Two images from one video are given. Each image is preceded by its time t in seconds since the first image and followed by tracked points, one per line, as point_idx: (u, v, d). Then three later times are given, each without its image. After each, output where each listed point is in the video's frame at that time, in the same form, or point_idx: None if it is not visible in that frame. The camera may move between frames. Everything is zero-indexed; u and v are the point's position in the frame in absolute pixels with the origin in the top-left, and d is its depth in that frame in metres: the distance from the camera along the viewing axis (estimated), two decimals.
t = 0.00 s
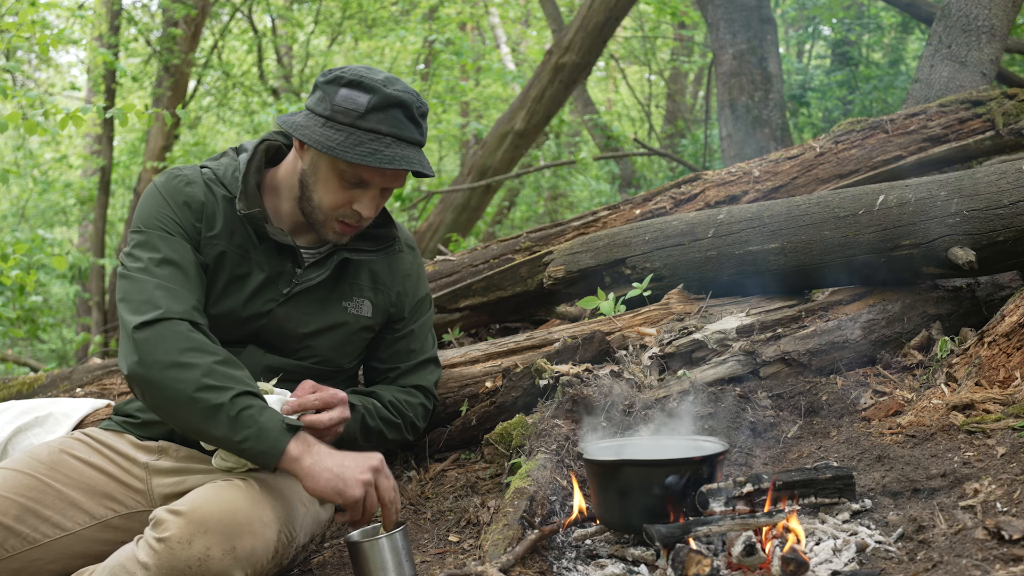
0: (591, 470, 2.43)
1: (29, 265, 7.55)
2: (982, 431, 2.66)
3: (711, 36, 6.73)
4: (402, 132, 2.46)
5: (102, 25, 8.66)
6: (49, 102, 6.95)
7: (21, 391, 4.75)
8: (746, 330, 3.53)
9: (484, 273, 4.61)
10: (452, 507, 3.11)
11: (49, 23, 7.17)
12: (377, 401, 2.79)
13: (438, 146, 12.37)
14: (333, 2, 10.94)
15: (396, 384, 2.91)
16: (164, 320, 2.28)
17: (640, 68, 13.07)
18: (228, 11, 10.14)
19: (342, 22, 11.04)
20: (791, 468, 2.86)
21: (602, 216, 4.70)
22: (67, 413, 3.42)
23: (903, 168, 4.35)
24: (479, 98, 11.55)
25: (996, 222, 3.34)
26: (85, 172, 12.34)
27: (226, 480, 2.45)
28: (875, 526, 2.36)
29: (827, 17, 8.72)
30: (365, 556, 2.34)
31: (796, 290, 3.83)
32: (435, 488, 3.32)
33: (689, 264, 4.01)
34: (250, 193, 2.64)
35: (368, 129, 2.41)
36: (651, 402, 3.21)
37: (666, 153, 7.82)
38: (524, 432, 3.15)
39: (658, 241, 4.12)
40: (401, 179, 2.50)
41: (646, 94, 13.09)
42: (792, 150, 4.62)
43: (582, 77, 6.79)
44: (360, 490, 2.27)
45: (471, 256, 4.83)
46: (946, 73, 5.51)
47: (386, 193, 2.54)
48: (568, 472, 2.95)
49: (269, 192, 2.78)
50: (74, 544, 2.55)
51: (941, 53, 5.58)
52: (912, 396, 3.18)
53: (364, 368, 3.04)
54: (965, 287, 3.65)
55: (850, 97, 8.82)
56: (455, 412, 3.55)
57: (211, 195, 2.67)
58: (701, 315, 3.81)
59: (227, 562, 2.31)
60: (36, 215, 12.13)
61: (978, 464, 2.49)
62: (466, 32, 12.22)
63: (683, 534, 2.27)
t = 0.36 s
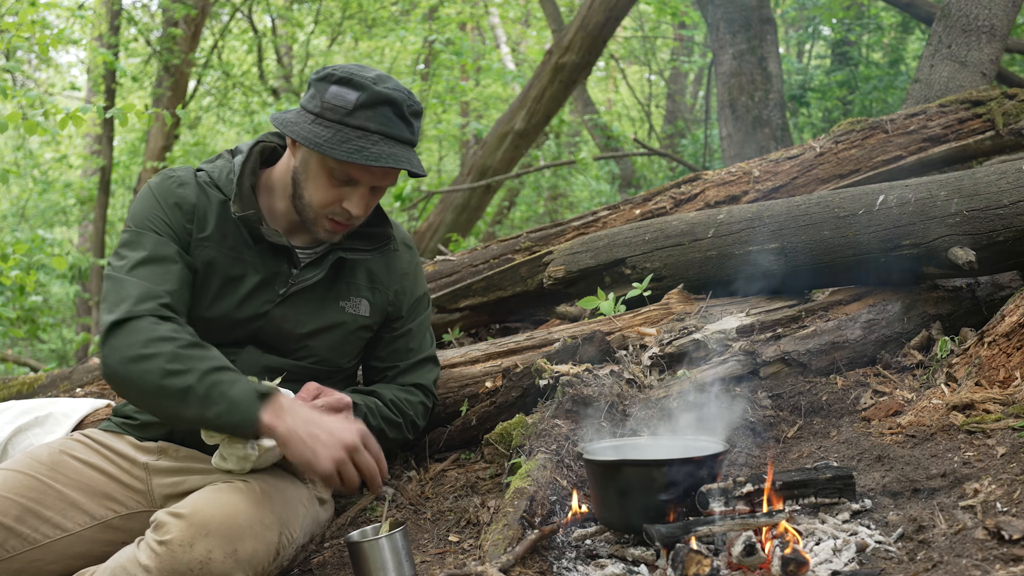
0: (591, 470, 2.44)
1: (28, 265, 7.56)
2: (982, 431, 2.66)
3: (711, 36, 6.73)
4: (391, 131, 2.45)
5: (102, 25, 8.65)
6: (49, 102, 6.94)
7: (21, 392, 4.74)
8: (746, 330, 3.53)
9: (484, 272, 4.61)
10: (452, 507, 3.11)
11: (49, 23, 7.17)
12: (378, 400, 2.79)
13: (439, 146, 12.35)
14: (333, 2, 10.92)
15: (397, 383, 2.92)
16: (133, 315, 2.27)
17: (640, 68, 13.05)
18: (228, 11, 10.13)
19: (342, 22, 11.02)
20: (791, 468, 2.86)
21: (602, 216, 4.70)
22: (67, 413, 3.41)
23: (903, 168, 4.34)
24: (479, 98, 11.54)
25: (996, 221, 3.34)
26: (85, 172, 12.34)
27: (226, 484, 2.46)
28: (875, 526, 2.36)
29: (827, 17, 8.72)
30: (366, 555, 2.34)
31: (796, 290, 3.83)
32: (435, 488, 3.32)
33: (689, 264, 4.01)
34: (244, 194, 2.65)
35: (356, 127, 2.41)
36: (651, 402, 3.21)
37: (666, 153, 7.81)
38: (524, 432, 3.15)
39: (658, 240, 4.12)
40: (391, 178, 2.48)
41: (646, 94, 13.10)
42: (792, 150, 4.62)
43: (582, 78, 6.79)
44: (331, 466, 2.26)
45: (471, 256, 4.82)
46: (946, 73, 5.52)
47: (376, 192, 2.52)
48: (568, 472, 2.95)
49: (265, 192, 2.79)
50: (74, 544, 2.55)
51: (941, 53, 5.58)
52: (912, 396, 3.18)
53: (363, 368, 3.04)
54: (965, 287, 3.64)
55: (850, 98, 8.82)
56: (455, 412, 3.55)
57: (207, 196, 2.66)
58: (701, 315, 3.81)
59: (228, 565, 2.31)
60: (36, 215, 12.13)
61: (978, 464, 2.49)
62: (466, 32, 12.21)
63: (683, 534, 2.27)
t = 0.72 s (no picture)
0: (590, 470, 2.44)
1: (29, 265, 7.56)
2: (982, 431, 2.66)
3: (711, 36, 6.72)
4: (353, 126, 2.44)
5: (102, 24, 8.65)
6: (49, 102, 6.94)
7: (21, 391, 4.75)
8: (747, 331, 3.52)
9: (484, 272, 4.61)
10: (453, 507, 3.11)
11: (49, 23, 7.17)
12: (381, 396, 2.79)
13: (439, 145, 12.34)
14: (333, 2, 10.90)
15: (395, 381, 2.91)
16: (41, 285, 2.42)
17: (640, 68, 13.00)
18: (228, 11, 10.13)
19: (342, 22, 11.00)
20: (791, 468, 2.86)
21: (601, 216, 4.71)
22: (67, 413, 3.41)
23: (904, 168, 4.34)
24: (479, 98, 11.51)
25: (996, 222, 3.34)
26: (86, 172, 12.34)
27: (225, 483, 2.47)
28: (875, 526, 2.36)
29: (828, 17, 8.70)
30: (366, 555, 2.34)
31: (795, 290, 3.83)
32: (435, 488, 3.32)
33: (689, 264, 4.01)
34: (218, 192, 2.68)
35: (316, 120, 2.42)
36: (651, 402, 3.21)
37: (666, 153, 7.80)
38: (524, 432, 3.15)
39: (658, 240, 4.13)
40: (354, 174, 2.44)
41: (646, 93, 13.10)
42: (792, 150, 4.61)
43: (582, 78, 6.79)
44: (225, 370, 2.21)
45: (471, 256, 4.83)
46: (946, 73, 5.52)
47: (340, 188, 2.48)
48: (568, 472, 2.95)
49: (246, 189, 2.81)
50: (75, 544, 2.54)
51: (941, 53, 5.58)
52: (912, 396, 3.17)
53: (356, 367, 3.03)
54: (965, 287, 3.64)
55: (850, 97, 8.81)
56: (455, 412, 3.54)
57: (180, 192, 2.73)
58: (701, 315, 3.81)
59: (227, 563, 2.30)
60: (36, 215, 12.12)
61: (978, 464, 2.49)
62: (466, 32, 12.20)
63: (683, 534, 2.27)
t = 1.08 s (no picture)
0: (589, 471, 2.45)
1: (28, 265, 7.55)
2: (980, 431, 2.67)
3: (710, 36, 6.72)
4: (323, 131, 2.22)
5: (102, 25, 8.65)
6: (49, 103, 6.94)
7: (20, 391, 4.74)
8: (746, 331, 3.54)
9: (484, 273, 4.61)
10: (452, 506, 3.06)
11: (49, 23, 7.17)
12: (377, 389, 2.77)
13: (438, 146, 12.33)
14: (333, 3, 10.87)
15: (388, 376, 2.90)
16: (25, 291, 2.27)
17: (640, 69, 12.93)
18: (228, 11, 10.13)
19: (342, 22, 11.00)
20: (791, 468, 2.86)
21: (601, 216, 4.71)
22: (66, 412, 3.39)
23: (903, 168, 4.36)
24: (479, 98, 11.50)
25: (995, 222, 3.29)
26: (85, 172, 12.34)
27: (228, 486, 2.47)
28: (874, 526, 2.37)
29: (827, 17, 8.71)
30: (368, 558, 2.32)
31: (795, 290, 3.84)
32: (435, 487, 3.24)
33: (688, 264, 4.02)
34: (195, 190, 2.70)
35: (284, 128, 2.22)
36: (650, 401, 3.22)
37: (666, 154, 7.76)
38: (525, 432, 3.18)
39: (658, 241, 4.14)
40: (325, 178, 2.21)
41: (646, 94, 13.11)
42: (792, 150, 4.62)
43: (581, 78, 6.80)
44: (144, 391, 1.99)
45: (471, 256, 4.82)
46: (945, 74, 5.54)
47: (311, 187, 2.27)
48: (568, 472, 2.95)
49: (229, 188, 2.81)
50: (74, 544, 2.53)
51: (940, 54, 5.60)
52: (911, 396, 3.18)
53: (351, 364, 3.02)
54: (965, 287, 3.64)
55: (849, 98, 8.83)
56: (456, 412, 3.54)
57: (146, 167, 2.26)
58: (700, 315, 3.82)
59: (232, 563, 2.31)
60: (36, 215, 12.11)
61: (977, 463, 2.50)
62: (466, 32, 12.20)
63: (683, 534, 2.27)
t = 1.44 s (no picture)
0: (589, 471, 2.45)
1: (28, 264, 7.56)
2: (980, 431, 2.67)
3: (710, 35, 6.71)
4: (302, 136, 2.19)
5: (102, 25, 8.64)
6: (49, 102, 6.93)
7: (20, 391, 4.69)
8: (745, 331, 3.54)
9: (484, 273, 4.61)
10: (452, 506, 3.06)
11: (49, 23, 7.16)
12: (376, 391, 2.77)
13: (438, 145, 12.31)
14: (333, 3, 10.83)
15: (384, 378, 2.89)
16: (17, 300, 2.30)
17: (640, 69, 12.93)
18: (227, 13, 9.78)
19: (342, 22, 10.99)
20: (791, 468, 2.86)
21: (601, 216, 4.71)
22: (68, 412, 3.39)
23: (903, 168, 4.36)
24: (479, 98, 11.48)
25: (995, 222, 3.29)
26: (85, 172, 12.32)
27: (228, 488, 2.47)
28: (874, 526, 2.37)
29: (827, 17, 8.70)
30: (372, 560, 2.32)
31: (795, 290, 3.84)
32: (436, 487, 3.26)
33: (688, 264, 4.03)
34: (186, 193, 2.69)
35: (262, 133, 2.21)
36: (650, 401, 3.22)
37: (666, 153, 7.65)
38: (524, 432, 3.18)
39: (658, 240, 4.14)
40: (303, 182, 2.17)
41: (646, 93, 13.10)
42: (792, 151, 4.62)
43: (581, 78, 6.80)
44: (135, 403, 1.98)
45: (471, 256, 4.82)
46: (945, 74, 5.54)
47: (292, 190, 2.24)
48: (568, 472, 2.95)
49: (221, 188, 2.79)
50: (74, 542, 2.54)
51: (940, 54, 5.60)
52: (911, 396, 3.18)
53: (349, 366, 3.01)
54: (965, 286, 3.63)
55: (849, 98, 8.82)
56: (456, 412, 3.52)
57: (130, 176, 2.27)
58: (700, 314, 3.82)
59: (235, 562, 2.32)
60: (36, 215, 12.09)
61: (977, 463, 2.50)
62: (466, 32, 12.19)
63: (682, 534, 2.27)
